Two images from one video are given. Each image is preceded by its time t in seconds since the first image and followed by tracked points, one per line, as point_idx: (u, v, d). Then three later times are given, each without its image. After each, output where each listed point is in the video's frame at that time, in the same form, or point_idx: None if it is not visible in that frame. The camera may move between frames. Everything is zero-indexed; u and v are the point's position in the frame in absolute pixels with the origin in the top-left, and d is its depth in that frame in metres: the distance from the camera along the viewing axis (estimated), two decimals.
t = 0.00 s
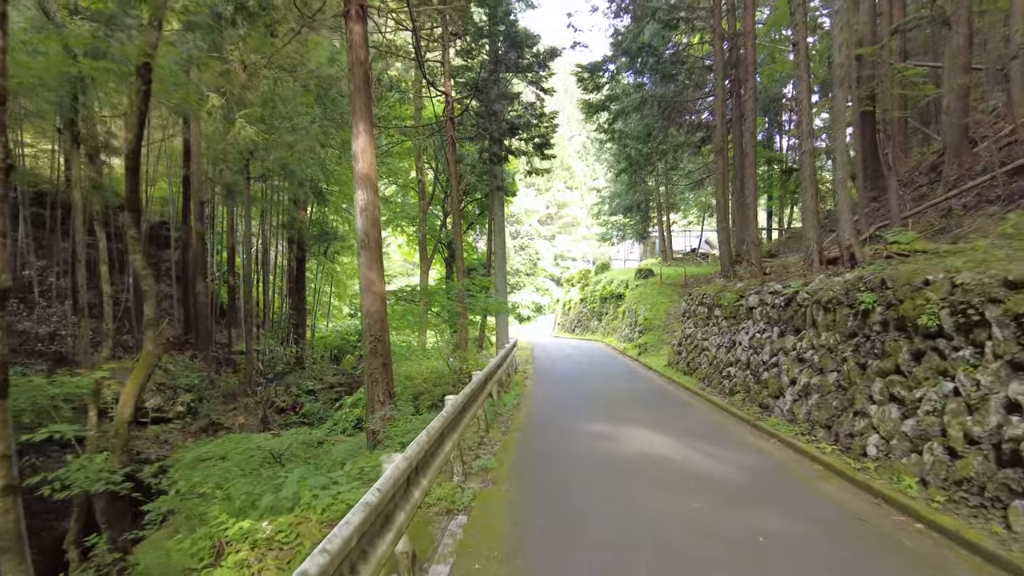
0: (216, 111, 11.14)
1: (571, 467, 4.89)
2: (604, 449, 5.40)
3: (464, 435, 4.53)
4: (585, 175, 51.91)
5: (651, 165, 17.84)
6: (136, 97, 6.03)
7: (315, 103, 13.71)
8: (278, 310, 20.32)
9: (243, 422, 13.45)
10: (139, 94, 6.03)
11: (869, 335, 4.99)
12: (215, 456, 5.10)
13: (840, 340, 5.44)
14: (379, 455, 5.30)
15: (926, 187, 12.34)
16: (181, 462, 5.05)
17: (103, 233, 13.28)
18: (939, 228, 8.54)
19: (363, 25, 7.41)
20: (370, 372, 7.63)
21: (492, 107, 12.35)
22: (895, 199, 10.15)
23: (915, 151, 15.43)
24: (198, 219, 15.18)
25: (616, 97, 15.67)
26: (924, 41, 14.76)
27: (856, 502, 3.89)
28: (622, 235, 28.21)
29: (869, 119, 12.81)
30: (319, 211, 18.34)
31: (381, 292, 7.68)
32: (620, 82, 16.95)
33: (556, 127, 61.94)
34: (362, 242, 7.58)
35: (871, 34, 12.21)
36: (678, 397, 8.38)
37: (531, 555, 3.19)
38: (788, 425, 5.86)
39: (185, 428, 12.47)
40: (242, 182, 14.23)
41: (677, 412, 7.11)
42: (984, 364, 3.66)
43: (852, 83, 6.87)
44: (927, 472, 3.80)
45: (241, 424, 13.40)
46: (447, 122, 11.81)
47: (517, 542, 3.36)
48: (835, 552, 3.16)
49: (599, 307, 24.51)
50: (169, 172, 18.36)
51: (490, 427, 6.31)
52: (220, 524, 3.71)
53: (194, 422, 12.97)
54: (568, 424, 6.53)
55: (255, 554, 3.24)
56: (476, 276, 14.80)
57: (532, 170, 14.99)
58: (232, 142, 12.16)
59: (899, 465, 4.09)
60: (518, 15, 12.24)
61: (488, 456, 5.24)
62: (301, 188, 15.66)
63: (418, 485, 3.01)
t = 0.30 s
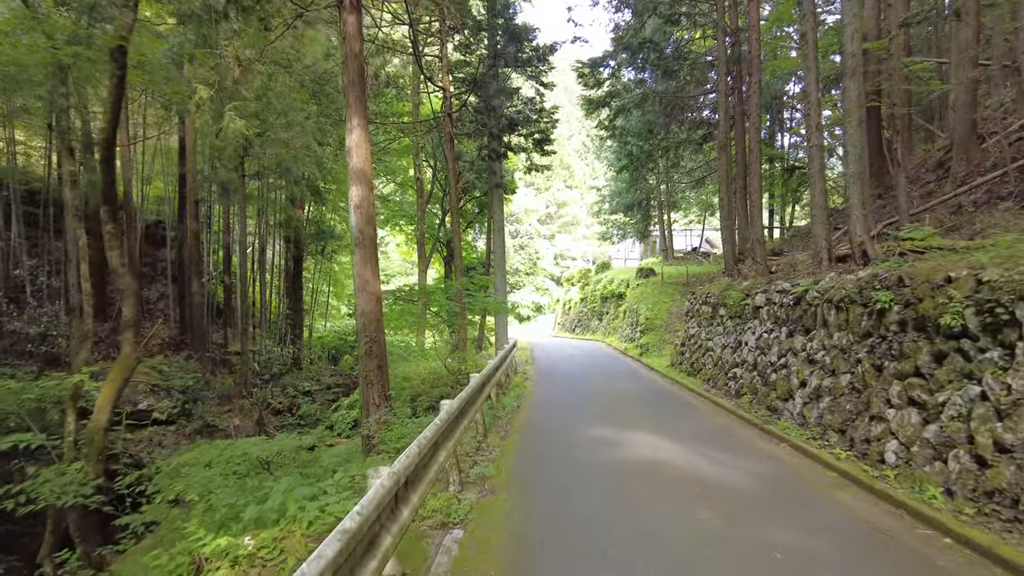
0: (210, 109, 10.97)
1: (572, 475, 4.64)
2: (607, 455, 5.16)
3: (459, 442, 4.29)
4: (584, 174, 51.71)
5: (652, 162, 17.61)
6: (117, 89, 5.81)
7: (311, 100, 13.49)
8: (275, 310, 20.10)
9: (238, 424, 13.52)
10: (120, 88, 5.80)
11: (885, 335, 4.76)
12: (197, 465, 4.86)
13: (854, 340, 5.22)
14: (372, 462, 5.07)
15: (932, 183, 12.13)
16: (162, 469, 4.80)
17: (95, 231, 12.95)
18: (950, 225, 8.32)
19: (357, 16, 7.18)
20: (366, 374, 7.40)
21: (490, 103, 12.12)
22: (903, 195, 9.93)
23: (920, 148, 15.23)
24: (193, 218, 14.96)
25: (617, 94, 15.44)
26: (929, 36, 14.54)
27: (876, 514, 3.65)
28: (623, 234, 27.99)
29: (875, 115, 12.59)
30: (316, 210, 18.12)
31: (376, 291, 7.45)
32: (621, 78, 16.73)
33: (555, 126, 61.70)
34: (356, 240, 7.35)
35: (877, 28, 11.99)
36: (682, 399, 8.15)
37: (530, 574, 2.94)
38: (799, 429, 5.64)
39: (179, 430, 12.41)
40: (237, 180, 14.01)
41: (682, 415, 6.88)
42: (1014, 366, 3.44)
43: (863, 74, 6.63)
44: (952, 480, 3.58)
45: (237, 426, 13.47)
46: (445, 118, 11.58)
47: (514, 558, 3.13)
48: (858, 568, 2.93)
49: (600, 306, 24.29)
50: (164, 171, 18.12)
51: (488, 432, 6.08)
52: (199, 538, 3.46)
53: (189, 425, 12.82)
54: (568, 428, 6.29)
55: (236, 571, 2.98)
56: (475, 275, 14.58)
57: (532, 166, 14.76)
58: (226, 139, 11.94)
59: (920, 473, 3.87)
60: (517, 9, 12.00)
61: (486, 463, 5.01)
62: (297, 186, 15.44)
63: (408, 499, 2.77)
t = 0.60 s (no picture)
0: (203, 105, 10.75)
1: (574, 480, 4.44)
2: (610, 459, 4.96)
3: (455, 447, 4.08)
4: (583, 174, 51.56)
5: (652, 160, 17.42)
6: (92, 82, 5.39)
7: (306, 97, 13.28)
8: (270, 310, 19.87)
9: (232, 425, 13.43)
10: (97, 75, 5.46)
11: (900, 334, 4.57)
12: (180, 472, 4.63)
13: (866, 340, 5.02)
14: (365, 467, 4.85)
15: (938, 180, 11.95)
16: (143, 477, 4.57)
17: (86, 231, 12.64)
18: (959, 221, 8.12)
19: (351, 6, 6.98)
20: (360, 375, 7.18)
21: (488, 98, 11.90)
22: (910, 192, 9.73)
23: (922, 146, 15.06)
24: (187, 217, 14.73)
25: (617, 90, 15.25)
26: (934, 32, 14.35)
27: (896, 523, 3.45)
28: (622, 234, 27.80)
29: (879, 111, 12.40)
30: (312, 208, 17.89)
31: (370, 290, 7.24)
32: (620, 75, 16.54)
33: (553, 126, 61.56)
34: (349, 237, 7.15)
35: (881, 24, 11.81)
36: (685, 400, 7.95)
37: None
38: (808, 431, 5.43)
39: (171, 433, 12.30)
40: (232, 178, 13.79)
41: (686, 417, 6.69)
42: None
43: (873, 64, 6.43)
44: (979, 488, 3.37)
45: (230, 427, 13.39)
46: (442, 114, 11.37)
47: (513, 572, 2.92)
48: None
49: (598, 306, 24.08)
50: (158, 169, 17.88)
51: (485, 435, 5.87)
52: (177, 550, 3.23)
53: (181, 427, 12.62)
54: (570, 430, 6.09)
55: None
56: (473, 274, 14.37)
57: (531, 164, 14.55)
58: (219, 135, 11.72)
59: (942, 479, 3.66)
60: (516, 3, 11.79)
61: (483, 467, 4.81)
62: (293, 184, 15.22)
63: (398, 512, 2.56)
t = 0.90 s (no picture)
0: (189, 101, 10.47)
1: (574, 496, 4.18)
2: (612, 472, 4.71)
3: (448, 461, 3.82)
4: (577, 174, 51.41)
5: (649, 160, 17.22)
6: (51, 68, 4.89)
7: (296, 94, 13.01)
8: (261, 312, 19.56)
9: (220, 430, 13.13)
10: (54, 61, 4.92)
11: (915, 338, 4.34)
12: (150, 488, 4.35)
13: (878, 344, 4.80)
14: (352, 479, 4.60)
15: (939, 180, 11.76)
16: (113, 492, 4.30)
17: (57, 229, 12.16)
18: (966, 219, 7.93)
19: None
20: (349, 381, 6.93)
21: (482, 95, 11.65)
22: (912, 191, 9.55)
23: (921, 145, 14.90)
24: (174, 216, 14.43)
25: (613, 88, 15.04)
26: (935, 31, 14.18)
27: (919, 543, 3.23)
28: (617, 234, 27.62)
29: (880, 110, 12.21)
30: (304, 208, 17.61)
31: (360, 291, 6.99)
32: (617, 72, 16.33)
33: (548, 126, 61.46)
34: (338, 236, 6.90)
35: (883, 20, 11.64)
36: (685, 404, 7.75)
37: None
38: (816, 439, 5.22)
39: (157, 437, 11.99)
40: (220, 176, 13.49)
41: (687, 423, 6.48)
42: None
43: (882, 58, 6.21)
44: (1007, 504, 3.15)
45: (218, 432, 13.09)
46: (435, 112, 11.12)
47: None
48: None
49: (594, 307, 23.84)
50: (146, 169, 17.57)
51: (480, 444, 5.64)
52: None
53: (168, 432, 12.31)
54: (568, 439, 5.85)
55: None
56: (467, 275, 14.14)
57: (526, 163, 14.32)
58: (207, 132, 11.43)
59: (965, 492, 3.44)
60: None
61: (478, 480, 4.57)
62: (283, 183, 14.94)
63: (384, 543, 2.31)
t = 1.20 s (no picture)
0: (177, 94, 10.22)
1: (572, 503, 3.95)
2: (612, 476, 4.47)
3: (439, 467, 3.58)
4: (575, 171, 51.21)
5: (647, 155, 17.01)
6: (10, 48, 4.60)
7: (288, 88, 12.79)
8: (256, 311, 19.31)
9: (212, 430, 12.91)
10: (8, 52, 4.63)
11: (932, 335, 4.12)
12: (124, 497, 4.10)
13: (890, 340, 4.58)
14: (341, 484, 4.38)
15: (944, 173, 11.56)
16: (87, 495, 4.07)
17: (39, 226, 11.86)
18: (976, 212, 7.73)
19: None
20: (340, 380, 6.70)
21: (478, 88, 11.42)
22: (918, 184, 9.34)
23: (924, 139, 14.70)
24: (166, 213, 14.19)
25: (612, 82, 14.81)
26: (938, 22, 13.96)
27: (943, 554, 3.02)
28: (615, 231, 27.42)
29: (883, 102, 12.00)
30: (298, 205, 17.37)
31: (351, 287, 6.77)
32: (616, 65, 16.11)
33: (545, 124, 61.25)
34: (328, 231, 6.67)
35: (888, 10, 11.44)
36: (688, 403, 7.54)
37: None
38: (826, 440, 5.00)
39: (148, 438, 11.75)
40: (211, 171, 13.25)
41: (690, 423, 6.27)
42: None
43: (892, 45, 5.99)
44: None
45: (210, 432, 12.87)
46: (430, 105, 10.88)
47: None
48: None
49: (592, 305, 23.62)
50: (138, 165, 17.33)
51: (475, 447, 5.41)
52: None
53: (159, 432, 12.07)
54: (566, 440, 5.62)
55: None
56: (464, 272, 13.92)
57: (523, 158, 14.10)
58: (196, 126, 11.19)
59: (991, 499, 3.23)
60: None
61: (472, 485, 4.35)
62: (276, 179, 14.70)
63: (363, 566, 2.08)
